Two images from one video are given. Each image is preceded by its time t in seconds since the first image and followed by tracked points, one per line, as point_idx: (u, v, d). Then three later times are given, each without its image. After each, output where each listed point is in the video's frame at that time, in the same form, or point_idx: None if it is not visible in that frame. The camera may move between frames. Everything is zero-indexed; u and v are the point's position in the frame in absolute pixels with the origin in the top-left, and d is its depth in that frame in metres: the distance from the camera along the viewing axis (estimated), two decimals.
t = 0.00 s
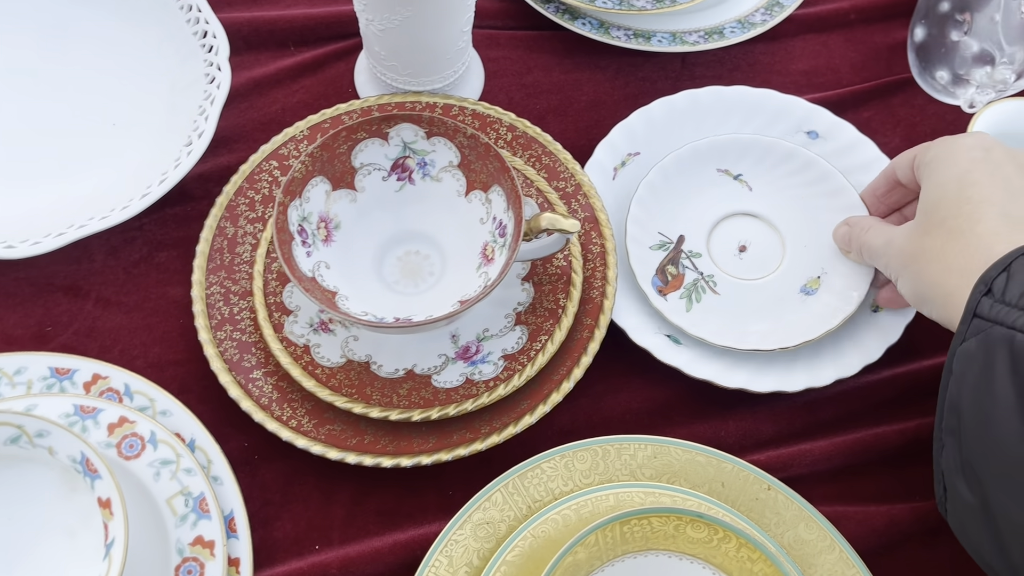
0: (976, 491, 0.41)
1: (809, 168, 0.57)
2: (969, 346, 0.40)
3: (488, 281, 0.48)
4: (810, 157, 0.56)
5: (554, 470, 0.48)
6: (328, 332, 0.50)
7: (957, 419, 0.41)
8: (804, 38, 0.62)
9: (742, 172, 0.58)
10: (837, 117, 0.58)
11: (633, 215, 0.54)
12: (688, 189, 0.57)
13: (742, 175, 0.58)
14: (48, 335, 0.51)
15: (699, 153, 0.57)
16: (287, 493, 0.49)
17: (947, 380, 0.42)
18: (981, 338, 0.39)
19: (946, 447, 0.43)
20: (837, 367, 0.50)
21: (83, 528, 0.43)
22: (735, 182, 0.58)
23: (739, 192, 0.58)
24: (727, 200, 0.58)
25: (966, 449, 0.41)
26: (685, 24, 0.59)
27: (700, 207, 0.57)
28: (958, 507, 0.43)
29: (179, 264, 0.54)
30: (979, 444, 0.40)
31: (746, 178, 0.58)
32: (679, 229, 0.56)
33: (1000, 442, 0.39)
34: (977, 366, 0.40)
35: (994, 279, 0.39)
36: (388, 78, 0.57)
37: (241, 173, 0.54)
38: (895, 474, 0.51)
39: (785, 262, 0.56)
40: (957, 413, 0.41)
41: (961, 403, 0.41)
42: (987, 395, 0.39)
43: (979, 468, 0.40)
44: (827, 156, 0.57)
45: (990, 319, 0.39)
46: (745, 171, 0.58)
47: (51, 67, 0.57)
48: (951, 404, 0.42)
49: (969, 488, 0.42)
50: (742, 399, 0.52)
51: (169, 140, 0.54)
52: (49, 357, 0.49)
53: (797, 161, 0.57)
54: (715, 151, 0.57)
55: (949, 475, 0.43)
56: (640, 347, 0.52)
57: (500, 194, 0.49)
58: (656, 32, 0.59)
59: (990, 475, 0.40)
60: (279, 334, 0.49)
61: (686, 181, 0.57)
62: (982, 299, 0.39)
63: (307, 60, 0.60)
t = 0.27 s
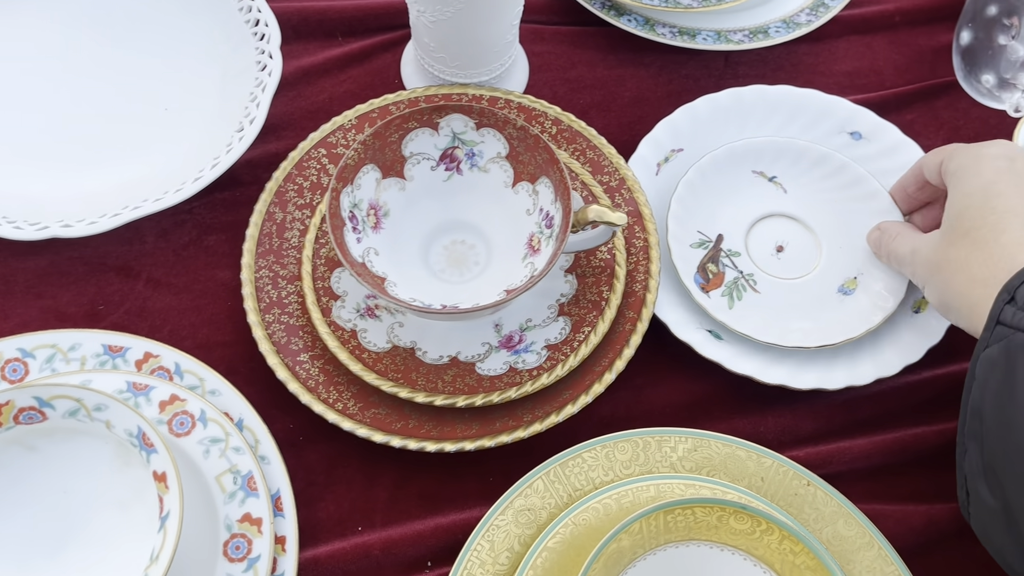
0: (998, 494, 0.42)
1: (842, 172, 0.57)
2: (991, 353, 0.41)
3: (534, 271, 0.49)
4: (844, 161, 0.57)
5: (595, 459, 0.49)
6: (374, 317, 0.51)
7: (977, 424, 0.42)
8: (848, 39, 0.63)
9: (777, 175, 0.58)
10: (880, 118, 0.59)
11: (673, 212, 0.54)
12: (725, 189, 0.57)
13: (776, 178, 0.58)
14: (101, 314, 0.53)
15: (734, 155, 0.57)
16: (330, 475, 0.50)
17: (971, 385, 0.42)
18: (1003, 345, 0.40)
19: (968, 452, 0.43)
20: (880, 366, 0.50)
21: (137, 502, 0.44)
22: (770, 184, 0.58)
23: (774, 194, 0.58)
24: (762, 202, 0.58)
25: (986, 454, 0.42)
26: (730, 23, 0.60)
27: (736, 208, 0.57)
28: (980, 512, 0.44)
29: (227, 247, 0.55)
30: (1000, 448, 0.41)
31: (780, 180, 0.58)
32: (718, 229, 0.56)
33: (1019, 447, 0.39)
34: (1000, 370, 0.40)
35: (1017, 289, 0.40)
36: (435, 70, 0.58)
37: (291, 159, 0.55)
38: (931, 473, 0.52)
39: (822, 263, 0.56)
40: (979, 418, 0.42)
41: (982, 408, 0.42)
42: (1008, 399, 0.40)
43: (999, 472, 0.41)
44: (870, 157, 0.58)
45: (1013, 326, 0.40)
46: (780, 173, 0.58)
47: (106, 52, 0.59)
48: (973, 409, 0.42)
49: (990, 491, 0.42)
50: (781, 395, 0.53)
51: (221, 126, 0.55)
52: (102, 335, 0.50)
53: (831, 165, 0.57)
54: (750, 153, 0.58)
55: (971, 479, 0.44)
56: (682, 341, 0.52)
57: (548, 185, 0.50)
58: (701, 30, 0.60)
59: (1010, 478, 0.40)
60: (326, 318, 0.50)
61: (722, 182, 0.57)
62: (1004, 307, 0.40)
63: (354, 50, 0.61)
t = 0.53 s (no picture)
0: (990, 523, 0.35)
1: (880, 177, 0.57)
2: (993, 367, 0.32)
3: (569, 265, 0.49)
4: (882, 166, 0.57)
5: (626, 455, 0.49)
6: (409, 308, 0.52)
7: (976, 444, 0.34)
8: (884, 43, 0.63)
9: (814, 177, 0.58)
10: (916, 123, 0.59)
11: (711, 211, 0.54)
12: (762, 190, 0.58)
13: (814, 180, 0.58)
14: (140, 298, 0.54)
15: (773, 156, 0.57)
16: (363, 463, 0.51)
17: (967, 399, 0.34)
18: (1007, 360, 0.32)
19: (959, 473, 0.36)
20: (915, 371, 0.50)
21: (176, 484, 0.45)
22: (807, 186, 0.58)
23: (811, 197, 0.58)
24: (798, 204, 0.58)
25: (981, 481, 0.34)
26: (767, 24, 0.60)
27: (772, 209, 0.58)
28: (976, 543, 0.36)
29: (264, 236, 0.56)
30: (1002, 475, 0.33)
31: (817, 183, 0.58)
32: (752, 229, 0.57)
33: None
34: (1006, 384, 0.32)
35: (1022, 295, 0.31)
36: (473, 65, 0.59)
37: (329, 151, 0.56)
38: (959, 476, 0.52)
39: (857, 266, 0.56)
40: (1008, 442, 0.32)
41: (982, 428, 0.33)
42: None
43: (998, 503, 0.34)
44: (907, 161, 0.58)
45: (1016, 338, 0.31)
46: (817, 176, 0.58)
47: (148, 42, 0.60)
48: (969, 426, 0.34)
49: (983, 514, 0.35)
50: (812, 397, 0.54)
51: (262, 117, 0.56)
52: (143, 318, 0.51)
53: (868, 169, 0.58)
54: (788, 154, 0.58)
55: (958, 505, 0.37)
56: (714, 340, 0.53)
57: (584, 180, 0.51)
58: (738, 31, 0.60)
59: (1009, 510, 0.33)
60: (363, 307, 0.51)
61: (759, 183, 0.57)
62: (1006, 318, 0.32)
63: (392, 45, 0.62)
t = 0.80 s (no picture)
0: (906, 530, 0.36)
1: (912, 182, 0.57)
2: (894, 372, 0.34)
3: (598, 263, 0.50)
4: (914, 171, 0.57)
5: (653, 453, 0.49)
6: (438, 303, 0.52)
7: (886, 449, 0.35)
8: (916, 46, 0.64)
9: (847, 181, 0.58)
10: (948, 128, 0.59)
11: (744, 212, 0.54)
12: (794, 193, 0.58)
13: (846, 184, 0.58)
14: (172, 287, 0.54)
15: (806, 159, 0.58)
16: (390, 455, 0.51)
17: (873, 407, 0.35)
18: (907, 363, 0.34)
19: (872, 478, 0.37)
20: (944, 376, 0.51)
21: (206, 471, 0.45)
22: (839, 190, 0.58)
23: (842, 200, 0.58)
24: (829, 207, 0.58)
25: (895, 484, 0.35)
26: (801, 26, 0.60)
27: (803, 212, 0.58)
28: (895, 550, 0.37)
29: (294, 228, 0.57)
30: (915, 474, 0.34)
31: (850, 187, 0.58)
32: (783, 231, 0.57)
33: (937, 471, 0.33)
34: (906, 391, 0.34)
35: (915, 295, 0.34)
36: (505, 62, 0.59)
37: (361, 144, 0.56)
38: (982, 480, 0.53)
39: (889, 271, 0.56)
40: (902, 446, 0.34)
41: (890, 433, 0.35)
42: (923, 419, 0.33)
43: (911, 503, 0.35)
44: (938, 165, 0.58)
45: (912, 340, 0.34)
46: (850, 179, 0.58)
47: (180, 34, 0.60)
48: (878, 434, 0.35)
49: (901, 520, 0.36)
50: (839, 399, 0.55)
51: (295, 110, 0.56)
52: (174, 307, 0.51)
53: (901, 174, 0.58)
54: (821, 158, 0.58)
55: (873, 510, 0.37)
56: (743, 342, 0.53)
57: (616, 178, 0.50)
58: (770, 32, 0.60)
59: (920, 507, 0.34)
60: (393, 301, 0.51)
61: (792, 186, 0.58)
62: (902, 318, 0.34)
63: (424, 40, 0.63)
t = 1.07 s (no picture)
0: (921, 531, 0.34)
1: (941, 185, 0.57)
2: (909, 375, 0.33)
3: (625, 263, 0.49)
4: (944, 174, 0.57)
5: (678, 455, 0.49)
6: (463, 300, 0.52)
7: (901, 452, 0.34)
8: (946, 49, 0.64)
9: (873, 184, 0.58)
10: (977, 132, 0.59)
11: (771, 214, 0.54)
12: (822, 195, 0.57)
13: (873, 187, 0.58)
14: (197, 281, 0.55)
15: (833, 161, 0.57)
16: (413, 451, 0.51)
17: (886, 410, 0.35)
18: (921, 367, 0.33)
19: (885, 481, 0.36)
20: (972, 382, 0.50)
21: (231, 464, 0.46)
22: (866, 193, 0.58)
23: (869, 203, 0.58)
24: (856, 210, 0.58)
25: (909, 488, 0.34)
26: (829, 27, 0.60)
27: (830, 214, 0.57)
28: (910, 554, 0.36)
29: (319, 224, 0.57)
30: (930, 479, 0.33)
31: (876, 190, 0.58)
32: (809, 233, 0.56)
33: (950, 475, 0.32)
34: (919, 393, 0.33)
35: (931, 303, 0.33)
36: (532, 60, 0.59)
37: (386, 140, 0.56)
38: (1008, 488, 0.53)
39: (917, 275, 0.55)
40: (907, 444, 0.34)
41: (904, 436, 0.34)
42: (935, 422, 0.32)
43: (926, 507, 0.33)
44: (968, 169, 0.57)
45: (928, 343, 0.33)
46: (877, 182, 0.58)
47: (207, 28, 0.60)
48: (891, 436, 0.35)
49: (915, 520, 0.35)
50: (865, 404, 0.54)
51: (322, 106, 0.56)
52: (200, 301, 0.51)
53: (930, 177, 0.57)
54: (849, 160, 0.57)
55: (886, 509, 0.36)
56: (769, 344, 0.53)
57: (644, 179, 0.50)
58: (799, 33, 0.60)
59: (935, 512, 0.33)
60: (418, 297, 0.51)
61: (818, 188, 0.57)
62: (919, 324, 0.33)
63: (450, 37, 0.63)
